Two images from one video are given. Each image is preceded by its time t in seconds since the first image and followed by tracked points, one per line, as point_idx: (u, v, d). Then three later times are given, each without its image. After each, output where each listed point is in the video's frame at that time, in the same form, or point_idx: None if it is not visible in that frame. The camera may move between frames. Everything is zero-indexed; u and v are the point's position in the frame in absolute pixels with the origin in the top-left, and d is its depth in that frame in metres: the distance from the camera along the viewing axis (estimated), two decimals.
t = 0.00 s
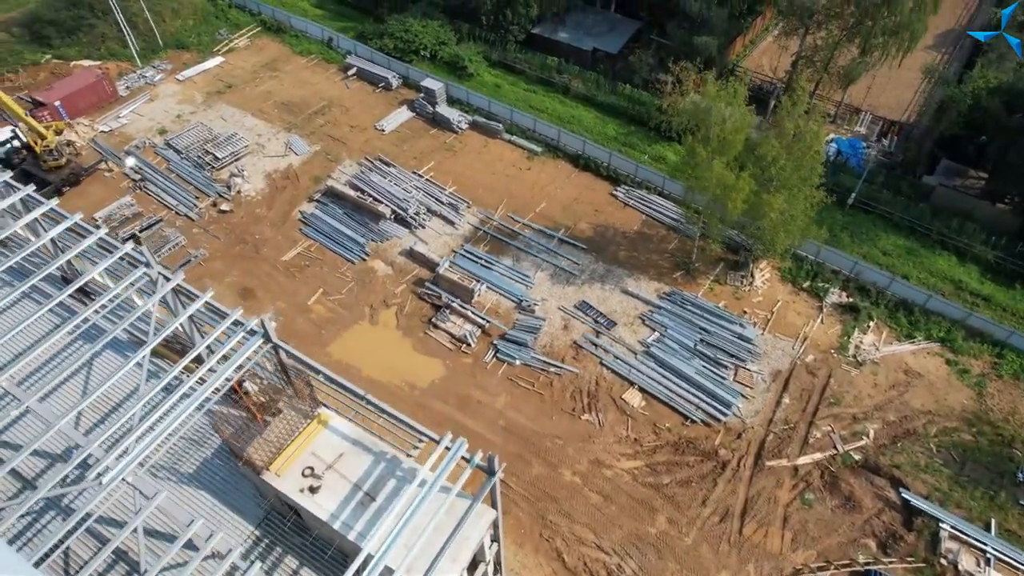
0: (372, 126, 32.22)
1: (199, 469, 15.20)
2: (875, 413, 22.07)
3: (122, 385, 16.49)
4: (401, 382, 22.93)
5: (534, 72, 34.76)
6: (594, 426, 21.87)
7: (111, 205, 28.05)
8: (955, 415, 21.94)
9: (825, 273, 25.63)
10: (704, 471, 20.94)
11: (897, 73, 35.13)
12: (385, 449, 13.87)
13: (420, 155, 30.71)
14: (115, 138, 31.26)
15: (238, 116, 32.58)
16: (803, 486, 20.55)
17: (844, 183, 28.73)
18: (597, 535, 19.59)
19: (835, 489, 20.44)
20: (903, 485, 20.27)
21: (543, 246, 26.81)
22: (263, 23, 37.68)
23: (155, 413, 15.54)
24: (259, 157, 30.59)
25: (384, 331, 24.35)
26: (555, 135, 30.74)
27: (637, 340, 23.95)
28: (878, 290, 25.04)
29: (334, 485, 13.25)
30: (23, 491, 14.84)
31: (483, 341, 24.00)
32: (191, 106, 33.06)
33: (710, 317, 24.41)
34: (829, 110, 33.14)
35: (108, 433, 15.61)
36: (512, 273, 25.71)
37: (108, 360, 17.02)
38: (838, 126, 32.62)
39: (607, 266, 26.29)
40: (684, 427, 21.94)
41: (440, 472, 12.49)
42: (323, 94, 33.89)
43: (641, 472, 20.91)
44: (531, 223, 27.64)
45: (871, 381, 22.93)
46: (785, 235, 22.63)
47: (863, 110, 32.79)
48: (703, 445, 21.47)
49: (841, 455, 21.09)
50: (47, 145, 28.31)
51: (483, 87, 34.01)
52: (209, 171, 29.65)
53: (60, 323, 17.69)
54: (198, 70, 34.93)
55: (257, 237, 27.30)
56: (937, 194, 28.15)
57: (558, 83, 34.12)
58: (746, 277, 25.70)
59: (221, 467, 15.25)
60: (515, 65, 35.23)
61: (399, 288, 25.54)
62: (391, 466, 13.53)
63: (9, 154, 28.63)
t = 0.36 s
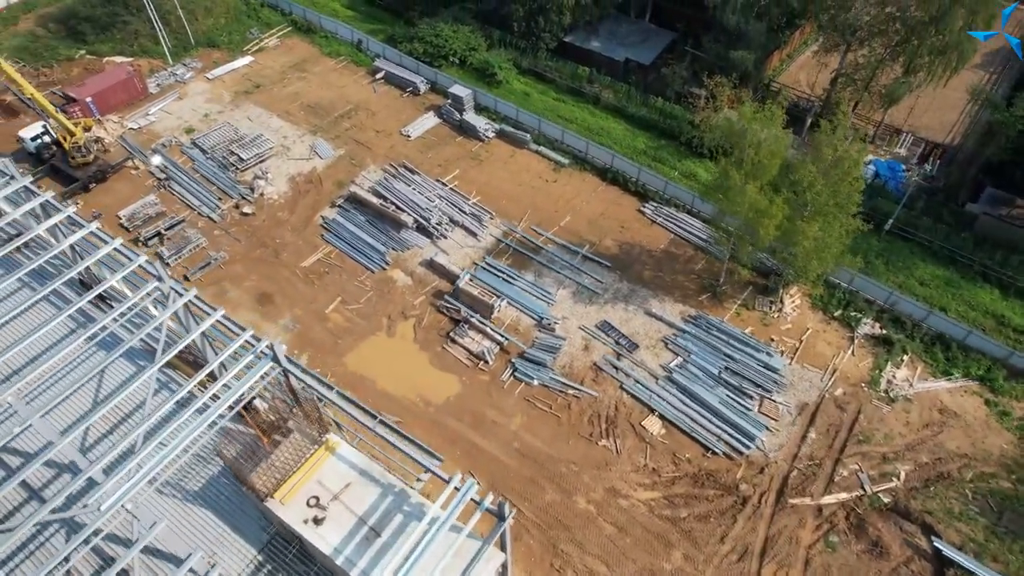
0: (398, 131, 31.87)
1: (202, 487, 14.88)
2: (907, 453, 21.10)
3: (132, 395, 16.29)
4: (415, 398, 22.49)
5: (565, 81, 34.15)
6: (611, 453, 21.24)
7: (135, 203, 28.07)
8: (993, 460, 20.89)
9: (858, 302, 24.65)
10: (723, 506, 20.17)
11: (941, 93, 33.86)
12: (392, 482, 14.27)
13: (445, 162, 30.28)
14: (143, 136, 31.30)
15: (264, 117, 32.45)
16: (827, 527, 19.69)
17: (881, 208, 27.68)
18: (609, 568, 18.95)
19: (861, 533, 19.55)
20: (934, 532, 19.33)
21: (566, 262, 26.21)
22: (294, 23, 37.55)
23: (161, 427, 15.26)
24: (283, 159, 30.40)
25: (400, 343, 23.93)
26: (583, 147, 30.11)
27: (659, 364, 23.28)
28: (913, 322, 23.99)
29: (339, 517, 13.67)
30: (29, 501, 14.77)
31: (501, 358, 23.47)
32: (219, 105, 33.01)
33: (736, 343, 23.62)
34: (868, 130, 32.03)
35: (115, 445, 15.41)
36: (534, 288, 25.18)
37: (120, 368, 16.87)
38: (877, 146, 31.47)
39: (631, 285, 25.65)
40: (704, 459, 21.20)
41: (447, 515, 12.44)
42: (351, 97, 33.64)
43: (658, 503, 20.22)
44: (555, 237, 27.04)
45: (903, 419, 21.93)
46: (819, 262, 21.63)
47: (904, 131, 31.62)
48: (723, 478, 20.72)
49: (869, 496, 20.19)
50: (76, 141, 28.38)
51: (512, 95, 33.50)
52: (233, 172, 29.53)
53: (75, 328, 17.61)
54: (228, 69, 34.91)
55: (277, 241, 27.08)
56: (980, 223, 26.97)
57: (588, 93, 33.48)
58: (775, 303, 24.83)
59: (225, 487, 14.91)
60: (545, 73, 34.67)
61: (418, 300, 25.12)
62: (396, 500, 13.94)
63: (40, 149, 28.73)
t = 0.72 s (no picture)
0: (427, 137, 31.46)
1: (207, 504, 14.57)
2: (942, 501, 20.08)
3: (144, 403, 16.09)
4: (432, 414, 22.04)
5: (599, 91, 33.47)
6: (629, 482, 20.58)
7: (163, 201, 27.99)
8: None
9: (896, 336, 23.56)
10: (744, 546, 19.37)
11: (991, 117, 32.48)
12: (398, 515, 14.26)
13: (473, 171, 29.81)
14: (173, 132, 31.33)
15: (294, 117, 32.29)
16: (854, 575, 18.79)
17: (924, 238, 26.54)
18: None
19: None
20: None
21: (592, 280, 25.58)
22: (328, 23, 37.37)
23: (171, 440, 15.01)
24: (311, 162, 30.18)
25: (419, 356, 23.50)
26: (615, 161, 29.42)
27: (684, 392, 22.54)
28: (955, 361, 22.84)
29: (343, 550, 13.67)
30: (36, 509, 14.57)
31: (521, 378, 22.93)
32: (250, 104, 32.94)
33: (765, 374, 22.75)
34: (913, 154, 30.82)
35: (125, 455, 15.21)
36: (557, 306, 24.59)
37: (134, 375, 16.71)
38: (922, 171, 30.21)
39: (658, 307, 24.94)
40: (726, 494, 20.40)
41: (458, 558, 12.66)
42: (381, 101, 33.33)
43: (676, 539, 19.49)
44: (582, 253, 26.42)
45: (940, 464, 20.89)
46: (857, 295, 20.83)
47: (952, 156, 30.33)
48: (745, 516, 19.92)
49: (900, 545, 19.25)
50: (107, 137, 28.46)
51: (544, 104, 32.92)
52: (261, 173, 29.40)
53: (92, 332, 17.58)
54: (260, 67, 34.84)
55: (300, 246, 26.84)
56: None
57: (622, 105, 32.76)
58: (808, 333, 23.90)
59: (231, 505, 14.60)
60: (579, 83, 34.02)
61: (439, 312, 24.68)
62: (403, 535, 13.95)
63: (73, 143, 29.00)
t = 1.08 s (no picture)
0: (457, 144, 31.01)
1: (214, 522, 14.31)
2: (980, 556, 19.01)
3: (156, 412, 15.93)
4: (448, 431, 21.58)
5: (634, 103, 32.73)
6: (647, 515, 19.87)
7: (191, 198, 27.99)
8: None
9: (936, 375, 22.44)
10: None
11: None
12: (404, 552, 14.02)
13: (502, 181, 29.29)
14: (205, 129, 31.34)
15: (325, 118, 32.10)
16: None
17: (971, 271, 25.30)
18: None
19: None
20: None
21: (619, 300, 24.90)
22: (364, 24, 37.11)
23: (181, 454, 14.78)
24: (339, 164, 29.93)
25: (437, 370, 23.05)
26: (648, 177, 28.68)
27: (708, 423, 21.74)
28: (999, 405, 21.67)
29: None
30: (43, 516, 14.41)
31: (541, 399, 22.35)
32: (282, 103, 32.83)
33: (794, 408, 21.82)
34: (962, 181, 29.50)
35: (133, 465, 15.04)
36: (581, 326, 23.96)
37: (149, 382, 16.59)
38: (971, 199, 28.85)
39: (686, 331, 24.18)
40: (748, 533, 19.56)
41: None
42: (412, 105, 32.97)
43: None
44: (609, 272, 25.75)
45: (979, 515, 19.78)
46: (898, 331, 19.76)
47: (1003, 185, 28.95)
48: (767, 558, 19.08)
49: None
50: (140, 133, 28.32)
51: (578, 115, 32.30)
52: (289, 174, 29.24)
53: (111, 336, 17.57)
54: (294, 66, 34.72)
55: (324, 250, 26.57)
56: None
57: (657, 119, 31.98)
58: (841, 367, 22.90)
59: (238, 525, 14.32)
60: (614, 94, 33.34)
61: (461, 326, 24.21)
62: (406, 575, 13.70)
63: (107, 137, 29.05)
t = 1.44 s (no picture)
0: (487, 152, 30.51)
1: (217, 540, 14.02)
2: None
3: (167, 421, 15.73)
4: (463, 450, 21.08)
5: (670, 117, 31.92)
6: (664, 550, 19.14)
7: (218, 197, 27.94)
8: None
9: (978, 420, 21.29)
10: None
11: None
12: None
13: (530, 193, 28.71)
14: (236, 127, 31.31)
15: (355, 121, 31.85)
16: None
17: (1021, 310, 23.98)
18: None
19: None
20: None
21: (645, 322, 24.19)
22: (399, 26, 36.79)
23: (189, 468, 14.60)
24: (367, 169, 29.64)
25: (455, 386, 22.57)
26: (681, 194, 27.89)
27: (732, 457, 20.93)
28: None
29: None
30: (49, 525, 14.21)
31: (560, 421, 21.75)
32: (313, 104, 32.66)
33: (823, 445, 20.88)
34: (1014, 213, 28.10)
35: (141, 476, 14.85)
36: (605, 347, 23.30)
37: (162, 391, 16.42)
38: None
39: (714, 358, 23.36)
40: None
41: None
42: (444, 110, 32.56)
43: None
44: (636, 291, 25.04)
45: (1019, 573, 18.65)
46: (939, 373, 18.75)
47: None
48: None
49: None
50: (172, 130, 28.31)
51: (612, 126, 31.61)
52: (316, 177, 29.02)
53: (128, 341, 17.46)
54: (327, 67, 34.54)
55: (347, 256, 26.29)
56: None
57: (694, 134, 31.14)
58: (876, 405, 21.86)
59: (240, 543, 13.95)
60: (650, 106, 32.58)
61: (481, 341, 23.70)
62: None
63: (138, 133, 29.32)
